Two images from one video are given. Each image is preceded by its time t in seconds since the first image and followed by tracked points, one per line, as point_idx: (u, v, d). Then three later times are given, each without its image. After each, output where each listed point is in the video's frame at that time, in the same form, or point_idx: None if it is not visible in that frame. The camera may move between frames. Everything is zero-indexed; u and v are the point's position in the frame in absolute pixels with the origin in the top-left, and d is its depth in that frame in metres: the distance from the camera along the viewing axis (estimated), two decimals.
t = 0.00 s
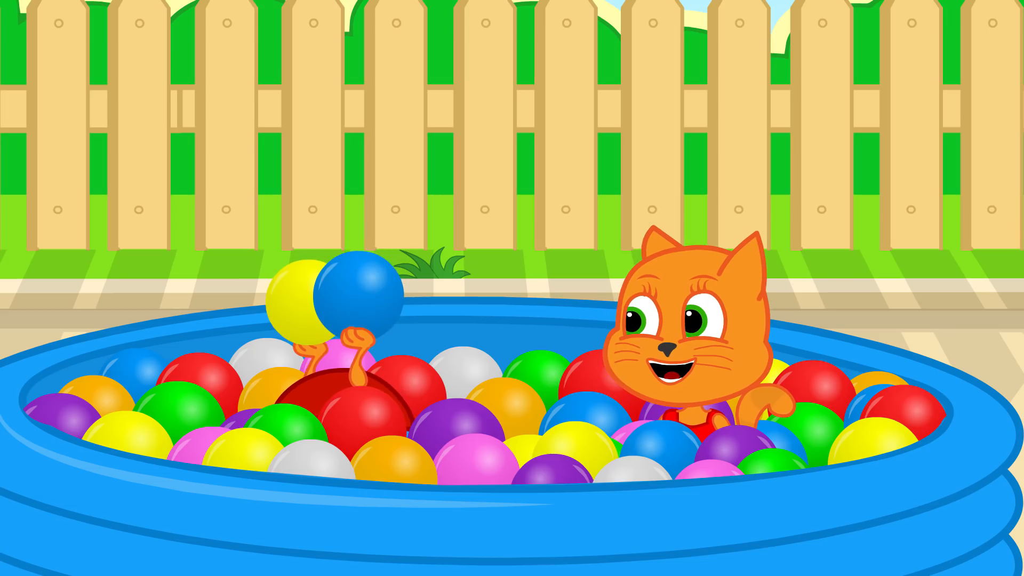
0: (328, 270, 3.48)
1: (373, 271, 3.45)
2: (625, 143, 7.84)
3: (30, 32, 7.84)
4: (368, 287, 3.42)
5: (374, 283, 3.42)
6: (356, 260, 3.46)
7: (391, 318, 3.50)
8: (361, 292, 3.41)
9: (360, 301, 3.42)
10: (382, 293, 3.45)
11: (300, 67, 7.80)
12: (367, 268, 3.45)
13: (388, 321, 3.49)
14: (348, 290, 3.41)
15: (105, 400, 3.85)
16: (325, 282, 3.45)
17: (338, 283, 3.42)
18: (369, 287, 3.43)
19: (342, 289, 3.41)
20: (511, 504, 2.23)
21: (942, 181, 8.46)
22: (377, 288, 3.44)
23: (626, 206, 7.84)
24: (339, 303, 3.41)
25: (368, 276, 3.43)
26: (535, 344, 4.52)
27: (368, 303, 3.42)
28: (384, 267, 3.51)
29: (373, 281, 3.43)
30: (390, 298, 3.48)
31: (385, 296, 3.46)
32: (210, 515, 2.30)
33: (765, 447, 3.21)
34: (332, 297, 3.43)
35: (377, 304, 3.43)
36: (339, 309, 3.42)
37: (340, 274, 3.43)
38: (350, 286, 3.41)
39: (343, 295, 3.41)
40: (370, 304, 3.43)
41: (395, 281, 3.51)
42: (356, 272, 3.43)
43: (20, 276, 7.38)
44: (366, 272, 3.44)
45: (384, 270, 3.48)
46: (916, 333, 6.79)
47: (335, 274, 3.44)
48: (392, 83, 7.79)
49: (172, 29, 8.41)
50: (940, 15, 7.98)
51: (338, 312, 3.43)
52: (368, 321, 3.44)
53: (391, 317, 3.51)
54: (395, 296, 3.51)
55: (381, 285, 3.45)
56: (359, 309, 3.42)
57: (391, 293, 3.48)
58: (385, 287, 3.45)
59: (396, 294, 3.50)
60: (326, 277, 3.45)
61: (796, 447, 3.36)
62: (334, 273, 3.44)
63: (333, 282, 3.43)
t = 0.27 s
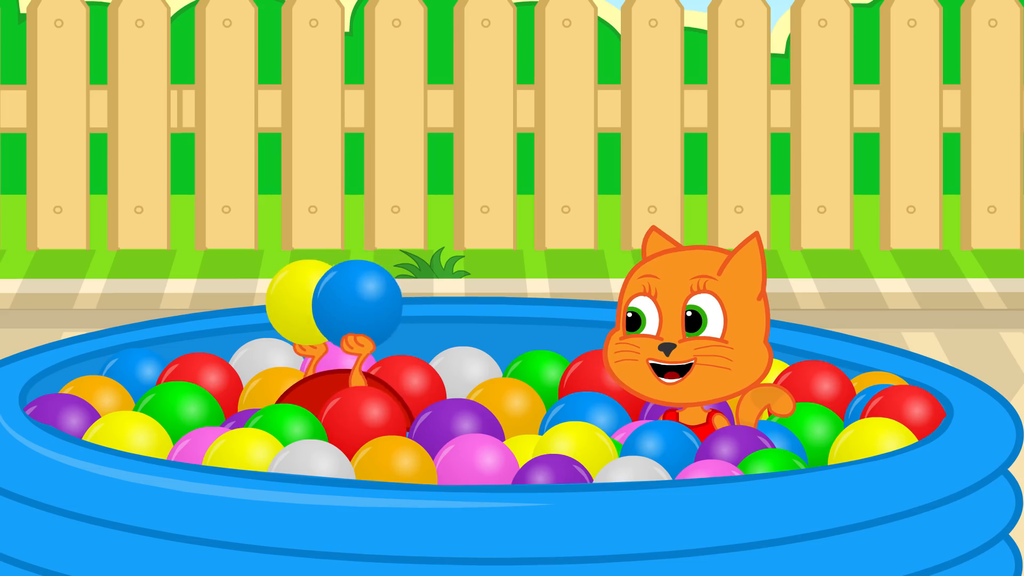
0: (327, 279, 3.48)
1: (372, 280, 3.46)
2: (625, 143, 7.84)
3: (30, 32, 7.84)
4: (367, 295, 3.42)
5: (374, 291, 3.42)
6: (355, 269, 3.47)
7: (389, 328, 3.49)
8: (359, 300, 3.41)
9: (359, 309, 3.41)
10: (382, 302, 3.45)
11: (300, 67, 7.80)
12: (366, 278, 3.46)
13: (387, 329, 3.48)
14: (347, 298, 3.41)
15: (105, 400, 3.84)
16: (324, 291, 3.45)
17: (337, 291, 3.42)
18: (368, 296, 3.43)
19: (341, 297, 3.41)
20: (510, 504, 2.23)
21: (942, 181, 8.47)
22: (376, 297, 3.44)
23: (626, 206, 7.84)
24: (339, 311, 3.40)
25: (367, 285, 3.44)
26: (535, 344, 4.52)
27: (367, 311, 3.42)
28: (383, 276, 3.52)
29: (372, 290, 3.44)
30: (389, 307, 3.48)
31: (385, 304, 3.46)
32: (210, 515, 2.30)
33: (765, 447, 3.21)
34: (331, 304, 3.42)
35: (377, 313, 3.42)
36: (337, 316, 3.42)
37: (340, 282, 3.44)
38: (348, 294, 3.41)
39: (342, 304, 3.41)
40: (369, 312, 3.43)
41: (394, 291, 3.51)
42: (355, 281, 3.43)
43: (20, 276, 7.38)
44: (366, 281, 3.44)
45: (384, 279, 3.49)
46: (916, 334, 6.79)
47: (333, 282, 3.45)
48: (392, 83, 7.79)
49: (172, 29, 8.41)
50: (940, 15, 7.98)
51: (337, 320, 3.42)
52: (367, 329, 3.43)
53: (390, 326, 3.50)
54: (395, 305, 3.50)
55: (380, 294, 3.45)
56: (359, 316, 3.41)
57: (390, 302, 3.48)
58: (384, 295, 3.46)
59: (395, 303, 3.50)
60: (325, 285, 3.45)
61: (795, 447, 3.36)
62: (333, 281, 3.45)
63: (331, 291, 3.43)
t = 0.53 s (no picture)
0: (314, 194, 3.53)
1: (358, 195, 3.50)
2: (626, 143, 7.84)
3: (30, 32, 7.83)
4: (353, 211, 3.48)
5: (360, 207, 3.47)
6: (342, 184, 3.50)
7: (375, 245, 3.55)
8: (345, 215, 3.47)
9: (344, 225, 3.47)
10: (368, 218, 3.50)
11: (299, 67, 7.80)
12: (352, 193, 3.50)
13: (374, 243, 3.55)
14: (333, 213, 3.47)
15: (105, 400, 3.84)
16: (312, 207, 3.51)
17: (324, 208, 3.48)
18: (354, 211, 3.48)
19: (328, 213, 3.47)
20: (510, 503, 2.23)
21: (942, 180, 8.47)
22: (362, 212, 3.49)
23: (626, 206, 7.84)
24: (326, 228, 3.46)
25: (353, 201, 3.49)
26: (535, 344, 4.52)
27: (354, 227, 3.48)
28: (370, 192, 3.55)
29: (358, 206, 3.49)
30: (376, 223, 3.53)
31: (371, 220, 3.50)
32: (209, 515, 2.30)
33: (765, 447, 3.21)
34: (319, 222, 3.49)
35: (364, 228, 3.48)
36: (325, 233, 3.48)
37: (326, 198, 3.49)
38: (334, 210, 3.47)
39: (328, 218, 3.47)
40: (356, 227, 3.48)
41: (381, 206, 3.56)
42: (341, 196, 3.48)
43: (20, 276, 7.38)
44: (352, 196, 3.49)
45: (371, 194, 3.53)
46: (916, 334, 6.79)
47: (320, 198, 3.50)
48: (391, 83, 7.79)
49: (172, 29, 8.41)
50: (940, 15, 7.98)
51: (325, 235, 3.49)
52: (355, 245, 3.49)
53: (377, 242, 3.55)
54: (381, 221, 3.55)
55: (367, 209, 3.50)
56: (345, 232, 3.47)
57: (377, 219, 3.53)
58: (370, 211, 3.50)
59: (382, 219, 3.55)
60: (313, 201, 3.50)
61: (795, 447, 3.36)
62: (320, 198, 3.50)
63: (318, 207, 3.49)
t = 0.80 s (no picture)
0: (308, 143, 3.60)
1: (351, 144, 3.56)
2: (633, 142, 7.79)
3: (33, 30, 7.79)
4: (345, 159, 3.54)
5: (352, 155, 3.54)
6: (335, 132, 3.57)
7: (367, 191, 3.62)
8: (337, 162, 3.54)
9: (337, 170, 3.54)
10: (360, 166, 3.56)
11: (304, 65, 7.75)
12: (345, 142, 3.56)
13: (367, 189, 3.62)
14: (326, 162, 3.54)
15: (108, 400, 3.80)
16: (304, 154, 3.58)
17: (316, 154, 3.55)
18: (345, 159, 3.55)
19: (320, 161, 3.54)
20: (515, 505, 2.22)
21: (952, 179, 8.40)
22: (354, 161, 3.55)
23: (633, 205, 7.79)
24: (316, 177, 3.54)
25: (346, 149, 3.55)
26: (541, 344, 4.47)
27: (346, 173, 3.55)
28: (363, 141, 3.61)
29: (350, 153, 3.55)
30: (369, 170, 3.59)
31: (363, 168, 3.57)
32: (212, 517, 2.29)
33: (775, 448, 3.16)
34: (310, 167, 3.56)
35: (357, 175, 3.55)
36: (316, 178, 3.55)
37: (319, 146, 3.56)
38: (326, 156, 3.54)
39: (320, 167, 3.54)
40: (347, 174, 3.55)
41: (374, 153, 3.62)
42: (333, 144, 3.55)
43: (22, 276, 7.34)
44: (344, 144, 3.56)
45: (363, 142, 3.59)
46: (926, 334, 6.73)
47: (313, 146, 3.57)
48: (397, 80, 7.74)
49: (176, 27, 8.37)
50: (951, 13, 7.93)
51: (318, 182, 3.56)
52: (348, 189, 3.57)
53: (369, 189, 3.62)
54: (374, 169, 3.62)
55: (359, 158, 3.56)
56: (336, 177, 3.54)
57: (369, 167, 3.60)
58: (362, 159, 3.57)
59: (376, 167, 3.62)
60: (305, 150, 3.58)
61: (804, 448, 3.31)
62: (313, 145, 3.57)
63: (310, 153, 3.57)
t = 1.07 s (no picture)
0: (288, 277, 3.48)
1: (332, 278, 3.46)
2: (640, 140, 7.74)
3: (35, 27, 7.75)
4: (326, 294, 3.43)
5: (333, 290, 3.43)
6: (316, 266, 3.46)
7: (350, 326, 3.50)
8: (318, 298, 3.42)
9: (317, 308, 3.42)
10: (342, 301, 3.44)
11: (309, 63, 7.71)
12: (326, 275, 3.45)
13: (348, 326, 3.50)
14: (307, 297, 3.42)
15: (110, 401, 3.76)
16: (283, 290, 3.46)
17: (295, 289, 3.43)
18: (326, 295, 3.43)
19: (301, 297, 3.42)
20: (523, 507, 2.28)
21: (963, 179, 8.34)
22: (335, 295, 3.44)
23: (641, 204, 7.75)
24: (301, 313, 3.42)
25: (325, 284, 3.44)
26: (548, 345, 4.43)
27: (328, 312, 3.43)
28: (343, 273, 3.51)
29: (330, 289, 3.43)
30: (351, 306, 3.48)
31: (345, 304, 3.45)
32: (224, 519, 2.34)
33: (784, 449, 3.12)
34: (290, 304, 3.44)
35: (340, 312, 3.44)
36: (296, 314, 3.43)
37: (299, 280, 3.45)
38: (307, 291, 3.42)
39: (303, 303, 3.42)
40: (329, 312, 3.43)
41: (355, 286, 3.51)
42: (314, 278, 3.44)
43: (24, 276, 7.30)
44: (325, 278, 3.45)
45: (345, 276, 3.48)
46: (936, 334, 6.68)
47: (292, 280, 3.45)
48: (402, 79, 7.71)
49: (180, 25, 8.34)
50: (961, 10, 7.88)
51: (298, 320, 3.43)
52: (328, 328, 3.44)
53: (351, 324, 3.50)
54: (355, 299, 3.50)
55: (340, 292, 3.45)
56: (317, 314, 3.41)
57: (350, 302, 3.47)
58: (344, 294, 3.45)
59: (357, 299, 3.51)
60: (285, 285, 3.45)
61: (813, 450, 3.26)
62: (293, 279, 3.45)
63: (290, 287, 3.44)
